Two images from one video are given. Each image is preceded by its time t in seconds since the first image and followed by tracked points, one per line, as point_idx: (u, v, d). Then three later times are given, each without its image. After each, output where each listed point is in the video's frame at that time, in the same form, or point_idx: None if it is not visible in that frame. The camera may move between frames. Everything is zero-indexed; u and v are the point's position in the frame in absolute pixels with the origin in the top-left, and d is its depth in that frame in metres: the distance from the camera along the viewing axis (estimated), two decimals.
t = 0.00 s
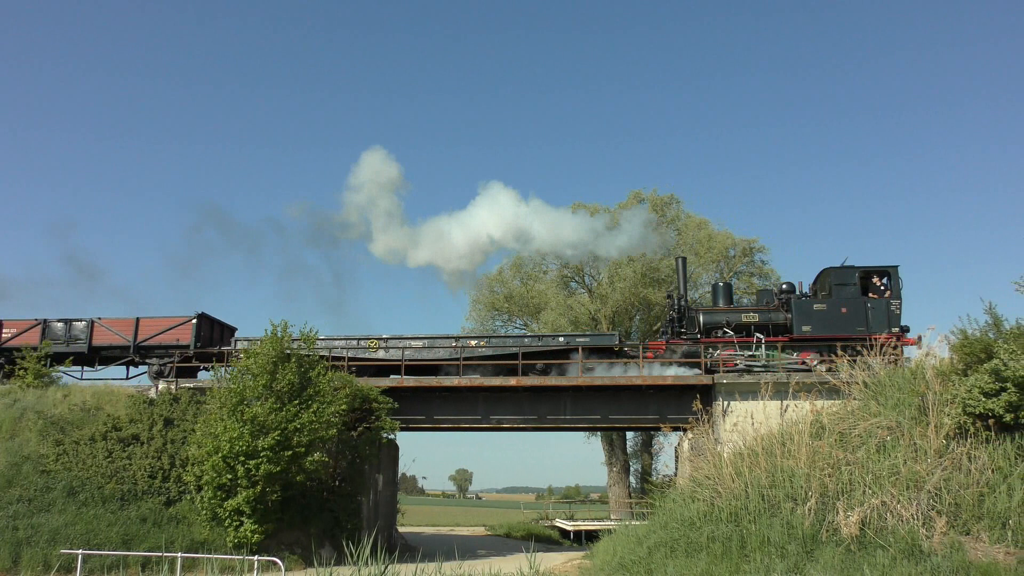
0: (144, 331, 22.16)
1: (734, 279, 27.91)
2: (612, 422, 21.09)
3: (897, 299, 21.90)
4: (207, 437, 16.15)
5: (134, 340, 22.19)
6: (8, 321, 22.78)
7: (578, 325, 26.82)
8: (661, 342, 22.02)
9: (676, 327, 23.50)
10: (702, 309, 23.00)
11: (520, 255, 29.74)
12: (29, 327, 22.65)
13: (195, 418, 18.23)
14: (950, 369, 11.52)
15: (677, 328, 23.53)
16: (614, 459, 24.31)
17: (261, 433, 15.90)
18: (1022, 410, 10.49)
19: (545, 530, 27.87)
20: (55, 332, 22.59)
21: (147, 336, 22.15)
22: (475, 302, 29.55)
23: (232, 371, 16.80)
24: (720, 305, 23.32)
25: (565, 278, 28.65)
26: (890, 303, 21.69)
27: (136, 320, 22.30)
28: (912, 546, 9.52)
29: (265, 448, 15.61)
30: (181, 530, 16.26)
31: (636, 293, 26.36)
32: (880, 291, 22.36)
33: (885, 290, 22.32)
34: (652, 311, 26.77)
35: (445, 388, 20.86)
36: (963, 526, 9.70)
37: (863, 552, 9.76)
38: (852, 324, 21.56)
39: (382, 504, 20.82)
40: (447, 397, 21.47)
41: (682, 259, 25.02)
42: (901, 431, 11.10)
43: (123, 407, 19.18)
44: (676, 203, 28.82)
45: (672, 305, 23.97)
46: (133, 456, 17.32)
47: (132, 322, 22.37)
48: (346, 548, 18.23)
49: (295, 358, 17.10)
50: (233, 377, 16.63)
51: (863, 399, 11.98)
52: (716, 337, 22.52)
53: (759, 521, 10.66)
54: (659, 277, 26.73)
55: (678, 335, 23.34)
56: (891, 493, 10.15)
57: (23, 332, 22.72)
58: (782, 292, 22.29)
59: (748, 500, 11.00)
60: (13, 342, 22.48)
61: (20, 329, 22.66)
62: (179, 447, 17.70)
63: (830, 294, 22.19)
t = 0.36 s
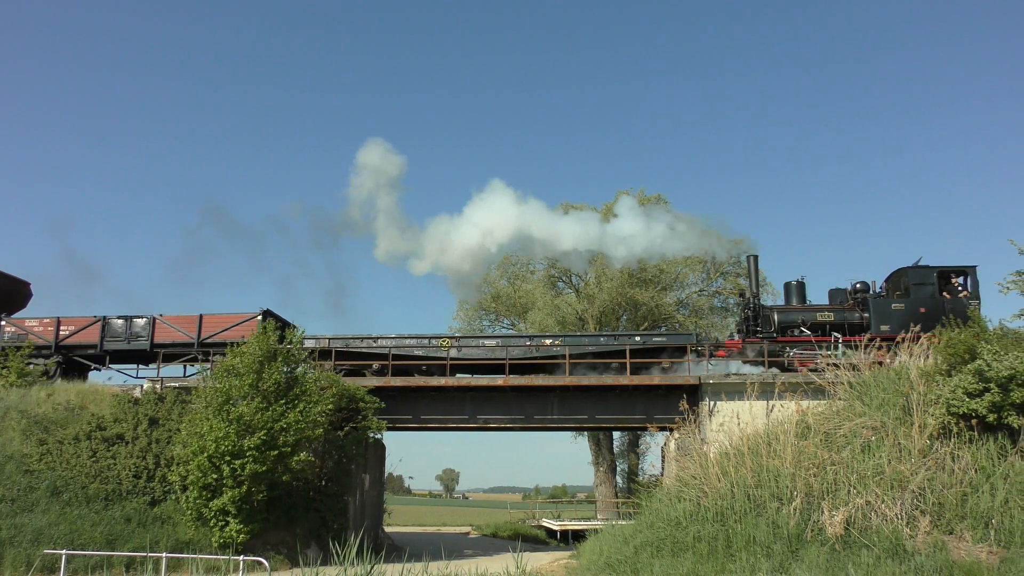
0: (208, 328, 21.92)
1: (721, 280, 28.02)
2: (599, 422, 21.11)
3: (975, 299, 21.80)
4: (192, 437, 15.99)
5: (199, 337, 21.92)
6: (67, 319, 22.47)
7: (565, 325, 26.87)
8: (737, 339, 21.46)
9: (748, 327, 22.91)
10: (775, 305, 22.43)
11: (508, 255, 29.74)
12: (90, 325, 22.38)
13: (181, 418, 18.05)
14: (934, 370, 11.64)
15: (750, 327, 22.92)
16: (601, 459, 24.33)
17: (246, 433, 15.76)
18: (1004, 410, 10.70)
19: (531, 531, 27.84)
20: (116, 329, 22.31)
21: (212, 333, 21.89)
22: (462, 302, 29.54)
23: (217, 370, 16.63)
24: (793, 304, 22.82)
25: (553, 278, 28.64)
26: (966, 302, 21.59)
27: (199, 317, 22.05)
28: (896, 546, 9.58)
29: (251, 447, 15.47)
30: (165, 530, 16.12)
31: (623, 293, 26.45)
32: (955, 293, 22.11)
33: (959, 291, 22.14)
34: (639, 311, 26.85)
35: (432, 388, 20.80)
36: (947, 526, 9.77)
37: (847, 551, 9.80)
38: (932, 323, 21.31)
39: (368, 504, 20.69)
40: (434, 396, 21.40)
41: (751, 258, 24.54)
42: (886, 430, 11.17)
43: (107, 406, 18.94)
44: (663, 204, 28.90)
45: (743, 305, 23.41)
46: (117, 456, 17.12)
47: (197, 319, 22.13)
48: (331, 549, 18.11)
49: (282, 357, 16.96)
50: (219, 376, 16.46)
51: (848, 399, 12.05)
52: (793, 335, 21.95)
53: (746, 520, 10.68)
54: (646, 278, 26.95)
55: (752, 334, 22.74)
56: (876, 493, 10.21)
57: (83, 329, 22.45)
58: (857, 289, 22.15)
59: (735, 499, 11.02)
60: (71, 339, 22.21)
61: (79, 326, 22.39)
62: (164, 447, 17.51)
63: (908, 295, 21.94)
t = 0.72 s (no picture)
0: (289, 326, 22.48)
1: (720, 279, 28.01)
2: (598, 422, 21.11)
3: None
4: (191, 437, 15.97)
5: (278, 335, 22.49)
6: (142, 318, 22.74)
7: (564, 325, 26.89)
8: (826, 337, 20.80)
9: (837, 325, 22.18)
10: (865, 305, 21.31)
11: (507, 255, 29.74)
12: (167, 324, 22.69)
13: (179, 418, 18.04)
14: (933, 370, 11.64)
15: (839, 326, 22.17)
16: (600, 458, 24.33)
17: (245, 433, 15.75)
18: (1002, 410, 10.72)
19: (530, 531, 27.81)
20: (192, 328, 22.64)
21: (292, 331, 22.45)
22: (461, 301, 29.55)
23: (216, 370, 16.61)
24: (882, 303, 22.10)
25: (552, 278, 28.62)
26: None
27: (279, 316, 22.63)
28: (894, 546, 9.59)
29: (250, 447, 15.46)
30: (164, 530, 16.11)
31: (621, 293, 26.45)
32: None
33: None
34: (638, 311, 26.86)
35: (431, 387, 20.80)
36: (945, 526, 9.78)
37: (846, 551, 9.81)
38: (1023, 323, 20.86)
39: (367, 504, 20.67)
40: (433, 396, 21.40)
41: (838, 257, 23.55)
42: (884, 430, 11.18)
43: (106, 406, 18.92)
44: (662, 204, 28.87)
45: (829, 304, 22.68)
46: (116, 455, 17.10)
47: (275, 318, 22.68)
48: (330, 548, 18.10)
49: (280, 357, 16.94)
50: (217, 376, 16.44)
51: (847, 399, 12.05)
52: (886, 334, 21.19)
53: (745, 520, 10.68)
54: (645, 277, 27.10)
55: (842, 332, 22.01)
56: (875, 493, 10.22)
57: (159, 329, 22.74)
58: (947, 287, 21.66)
59: (734, 499, 11.03)
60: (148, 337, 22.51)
61: (155, 325, 22.70)
62: (163, 446, 17.50)
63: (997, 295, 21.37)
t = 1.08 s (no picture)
0: (373, 326, 22.59)
1: (724, 280, 27.95)
2: (601, 421, 21.10)
3: None
4: (194, 437, 16.01)
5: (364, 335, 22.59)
6: (225, 317, 22.71)
7: (568, 325, 26.91)
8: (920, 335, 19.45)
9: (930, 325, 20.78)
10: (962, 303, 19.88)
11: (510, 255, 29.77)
12: (248, 324, 22.69)
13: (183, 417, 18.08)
14: (937, 370, 11.61)
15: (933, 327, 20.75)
16: (603, 458, 24.32)
17: (249, 433, 15.77)
18: (1007, 410, 10.70)
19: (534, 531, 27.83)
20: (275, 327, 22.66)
21: (378, 331, 22.54)
22: (464, 301, 29.57)
23: (220, 370, 16.63)
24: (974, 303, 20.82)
25: (555, 278, 28.60)
26: None
27: (364, 315, 22.73)
28: (898, 546, 9.58)
29: (253, 447, 15.49)
30: (168, 529, 16.16)
31: (624, 292, 26.43)
32: None
33: None
34: (641, 311, 26.84)
35: (434, 387, 20.81)
36: (950, 526, 9.75)
37: (850, 551, 9.79)
38: None
39: (370, 504, 20.69)
40: (436, 396, 21.41)
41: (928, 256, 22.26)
42: (888, 430, 11.17)
43: (110, 406, 18.96)
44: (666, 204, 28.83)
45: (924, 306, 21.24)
46: (119, 455, 17.15)
47: (362, 317, 22.79)
48: (334, 548, 18.11)
49: (284, 357, 16.96)
50: (221, 376, 16.47)
51: (851, 399, 12.03)
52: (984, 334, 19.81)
53: (748, 520, 10.67)
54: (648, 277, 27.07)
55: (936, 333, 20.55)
56: (878, 493, 10.20)
57: (240, 328, 22.68)
58: None
59: (737, 500, 11.01)
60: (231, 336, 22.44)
61: (238, 324, 22.64)
62: (166, 446, 17.54)
63: None
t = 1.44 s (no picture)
0: (459, 325, 22.55)
1: (725, 280, 27.94)
2: (602, 422, 21.09)
3: None
4: (196, 437, 16.01)
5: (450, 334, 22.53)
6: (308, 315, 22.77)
7: (569, 325, 26.91)
8: None
9: None
10: None
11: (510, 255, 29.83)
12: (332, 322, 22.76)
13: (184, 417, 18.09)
14: (938, 370, 11.60)
15: None
16: (604, 458, 24.33)
17: (250, 433, 15.78)
18: (1008, 410, 10.71)
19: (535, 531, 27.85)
20: (360, 325, 22.68)
21: (463, 330, 22.50)
22: (465, 301, 29.60)
23: (221, 370, 16.63)
24: None
25: (556, 278, 28.60)
26: None
27: (449, 314, 22.69)
28: (899, 546, 9.58)
29: (255, 447, 15.49)
30: (169, 529, 16.17)
31: (625, 292, 26.43)
32: None
33: None
34: (642, 311, 26.84)
35: (435, 387, 20.81)
36: (951, 526, 9.75)
37: (851, 551, 9.79)
38: None
39: (371, 504, 20.70)
40: (437, 396, 21.41)
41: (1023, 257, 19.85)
42: (889, 431, 11.18)
43: (111, 406, 18.98)
44: (667, 203, 28.81)
45: None
46: (121, 455, 17.17)
47: (447, 316, 22.73)
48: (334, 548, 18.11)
49: (285, 357, 16.97)
50: (222, 376, 16.48)
51: (851, 399, 12.03)
52: None
53: (749, 520, 10.66)
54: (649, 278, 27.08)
55: None
56: (879, 493, 10.20)
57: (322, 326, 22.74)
58: None
59: (738, 500, 11.00)
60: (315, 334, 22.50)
61: (321, 322, 22.70)
62: (167, 446, 17.55)
63: None
